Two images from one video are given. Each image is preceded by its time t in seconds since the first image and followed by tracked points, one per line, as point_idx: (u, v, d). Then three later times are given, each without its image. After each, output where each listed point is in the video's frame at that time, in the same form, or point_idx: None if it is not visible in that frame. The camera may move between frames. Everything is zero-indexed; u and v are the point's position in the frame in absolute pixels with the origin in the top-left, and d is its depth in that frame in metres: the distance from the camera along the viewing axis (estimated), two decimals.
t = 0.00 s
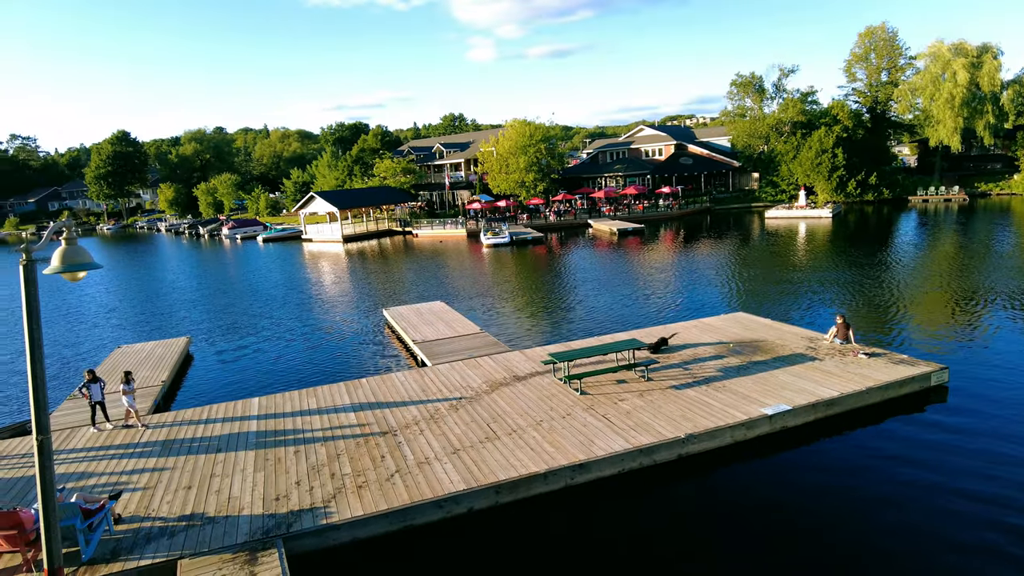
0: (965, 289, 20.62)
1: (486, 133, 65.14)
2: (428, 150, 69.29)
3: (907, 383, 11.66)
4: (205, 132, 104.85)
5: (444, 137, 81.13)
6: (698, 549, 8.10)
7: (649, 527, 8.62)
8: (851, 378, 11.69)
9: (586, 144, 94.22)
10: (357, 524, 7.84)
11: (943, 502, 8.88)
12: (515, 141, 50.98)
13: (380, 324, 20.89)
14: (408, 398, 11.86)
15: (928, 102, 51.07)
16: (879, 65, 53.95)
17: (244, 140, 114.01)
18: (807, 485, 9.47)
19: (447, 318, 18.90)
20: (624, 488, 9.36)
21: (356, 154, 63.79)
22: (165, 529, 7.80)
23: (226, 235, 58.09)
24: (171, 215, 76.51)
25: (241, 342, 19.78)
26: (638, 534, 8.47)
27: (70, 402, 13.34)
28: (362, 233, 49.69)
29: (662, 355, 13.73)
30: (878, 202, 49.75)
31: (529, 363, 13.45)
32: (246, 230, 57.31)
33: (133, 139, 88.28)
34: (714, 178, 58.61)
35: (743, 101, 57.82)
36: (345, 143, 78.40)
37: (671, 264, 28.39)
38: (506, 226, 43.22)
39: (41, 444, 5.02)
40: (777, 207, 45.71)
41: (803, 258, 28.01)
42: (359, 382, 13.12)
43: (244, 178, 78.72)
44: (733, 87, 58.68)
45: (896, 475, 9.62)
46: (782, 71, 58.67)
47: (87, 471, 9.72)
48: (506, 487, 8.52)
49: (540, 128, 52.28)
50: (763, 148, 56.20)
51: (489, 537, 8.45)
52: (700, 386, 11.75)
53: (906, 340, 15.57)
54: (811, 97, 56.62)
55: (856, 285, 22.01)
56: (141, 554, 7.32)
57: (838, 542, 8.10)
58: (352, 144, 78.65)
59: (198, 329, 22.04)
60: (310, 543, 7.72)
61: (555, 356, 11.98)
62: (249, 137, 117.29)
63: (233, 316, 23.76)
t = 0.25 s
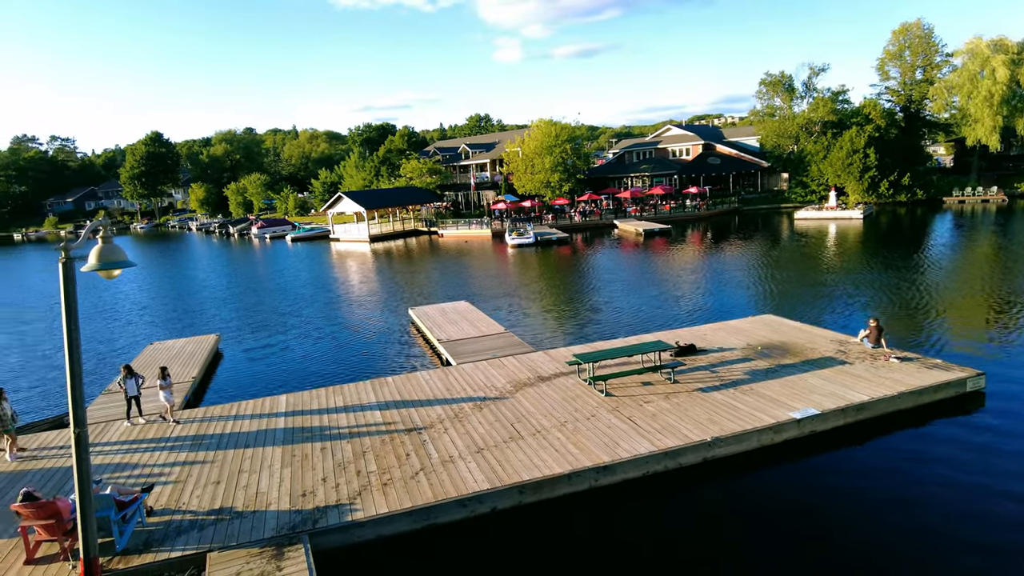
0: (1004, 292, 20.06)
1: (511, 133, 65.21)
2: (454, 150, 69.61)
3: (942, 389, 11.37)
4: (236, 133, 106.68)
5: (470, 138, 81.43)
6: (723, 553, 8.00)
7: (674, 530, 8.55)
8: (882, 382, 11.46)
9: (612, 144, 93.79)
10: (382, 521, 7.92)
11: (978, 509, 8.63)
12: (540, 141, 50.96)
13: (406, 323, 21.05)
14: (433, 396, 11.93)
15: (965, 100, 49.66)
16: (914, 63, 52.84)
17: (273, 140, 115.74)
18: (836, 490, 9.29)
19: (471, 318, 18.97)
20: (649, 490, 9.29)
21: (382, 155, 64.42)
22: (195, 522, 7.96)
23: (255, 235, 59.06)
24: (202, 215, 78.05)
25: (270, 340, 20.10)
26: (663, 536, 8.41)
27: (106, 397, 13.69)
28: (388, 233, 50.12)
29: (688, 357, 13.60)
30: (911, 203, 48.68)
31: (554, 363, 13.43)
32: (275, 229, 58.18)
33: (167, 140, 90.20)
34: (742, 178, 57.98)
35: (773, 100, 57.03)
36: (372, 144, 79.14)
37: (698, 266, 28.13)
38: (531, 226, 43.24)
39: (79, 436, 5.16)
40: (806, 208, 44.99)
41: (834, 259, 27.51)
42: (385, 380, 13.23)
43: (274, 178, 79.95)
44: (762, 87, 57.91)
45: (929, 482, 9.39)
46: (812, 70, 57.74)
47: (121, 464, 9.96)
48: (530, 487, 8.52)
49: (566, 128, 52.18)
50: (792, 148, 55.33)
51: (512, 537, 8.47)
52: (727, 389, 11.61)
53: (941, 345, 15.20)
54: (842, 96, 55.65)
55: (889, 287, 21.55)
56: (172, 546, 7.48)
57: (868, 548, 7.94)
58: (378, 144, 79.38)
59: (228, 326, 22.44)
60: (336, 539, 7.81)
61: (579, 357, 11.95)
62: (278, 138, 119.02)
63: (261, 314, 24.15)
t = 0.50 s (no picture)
0: None
1: (537, 133, 65.19)
2: (480, 150, 69.80)
3: (977, 395, 11.07)
4: (265, 134, 108.30)
5: (495, 138, 81.58)
6: (750, 558, 7.88)
7: (699, 534, 8.44)
8: (914, 387, 11.19)
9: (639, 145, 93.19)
10: (406, 520, 7.96)
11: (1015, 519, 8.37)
12: (566, 141, 50.84)
13: (431, 323, 21.16)
14: (457, 396, 11.97)
15: (1005, 97, 47.88)
16: (950, 59, 51.64)
17: (301, 141, 117.23)
18: (867, 497, 9.09)
19: (496, 318, 19.00)
20: (674, 493, 9.19)
21: (408, 155, 64.94)
22: (223, 517, 8.10)
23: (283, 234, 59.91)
24: (232, 215, 79.45)
25: (297, 339, 20.37)
26: (689, 540, 8.31)
27: (139, 392, 14.00)
28: (414, 233, 50.44)
29: (714, 360, 13.45)
30: (946, 203, 47.49)
31: (578, 364, 13.38)
32: (303, 229, 58.94)
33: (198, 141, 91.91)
34: (771, 178, 57.33)
35: (802, 99, 56.14)
36: (398, 145, 79.76)
37: (725, 267, 27.79)
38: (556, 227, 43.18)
39: (113, 432, 5.27)
40: (836, 209, 44.15)
41: (866, 261, 26.95)
42: (410, 379, 13.31)
43: (301, 179, 81.05)
44: (792, 85, 57.04)
45: (963, 490, 9.14)
46: (844, 68, 56.71)
47: (152, 458, 10.17)
48: (554, 488, 8.50)
49: (591, 128, 51.96)
50: (822, 148, 54.33)
51: (536, 537, 8.45)
52: (754, 393, 11.45)
53: (977, 349, 14.80)
54: (874, 95, 54.57)
55: (923, 290, 21.05)
56: (201, 539, 7.62)
57: (899, 557, 7.75)
58: (405, 145, 79.97)
59: (257, 325, 22.80)
60: (361, 536, 7.86)
61: (604, 358, 11.89)
62: (306, 139, 120.55)
63: (289, 313, 24.49)
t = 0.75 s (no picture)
0: None
1: (561, 133, 65.04)
2: (504, 151, 69.89)
3: (1013, 400, 10.74)
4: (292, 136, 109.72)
5: (519, 138, 81.61)
6: (776, 563, 7.76)
7: (724, 538, 8.34)
8: (947, 392, 10.91)
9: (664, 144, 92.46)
10: (429, 518, 8.00)
11: None
12: (590, 141, 50.65)
13: (454, 323, 21.24)
14: (480, 396, 11.99)
15: None
16: (987, 55, 50.26)
17: (327, 142, 118.51)
18: (897, 503, 8.88)
19: (519, 318, 19.00)
20: (698, 496, 9.09)
21: (433, 156, 65.33)
22: (250, 513, 8.21)
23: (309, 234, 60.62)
24: (260, 215, 80.61)
25: (323, 337, 20.60)
26: (714, 544, 8.22)
27: (169, 388, 14.28)
28: (438, 233, 50.68)
29: (740, 362, 13.27)
30: (982, 204, 46.25)
31: (602, 365, 13.31)
32: (329, 229, 59.59)
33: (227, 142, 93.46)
34: (799, 178, 56.56)
35: (832, 98, 55.18)
36: (423, 145, 80.21)
37: (751, 268, 27.43)
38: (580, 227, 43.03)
39: (144, 427, 5.38)
40: (866, 209, 43.29)
41: (898, 263, 26.37)
42: (434, 379, 13.37)
43: (328, 179, 81.98)
44: (821, 84, 56.11)
45: (998, 498, 8.88)
46: (875, 65, 55.60)
47: (181, 454, 10.36)
48: (578, 489, 8.46)
49: (616, 128, 51.67)
50: (852, 147, 53.25)
51: (559, 538, 8.42)
52: (781, 395, 11.28)
53: (1014, 354, 14.38)
54: (907, 92, 53.36)
55: (957, 292, 20.53)
56: (228, 534, 7.74)
57: (930, 566, 7.56)
58: (429, 145, 80.41)
59: (284, 323, 23.09)
60: (385, 534, 7.91)
61: (628, 360, 11.81)
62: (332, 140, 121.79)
63: (315, 312, 24.78)
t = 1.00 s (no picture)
0: None
1: (585, 133, 64.83)
2: (528, 151, 69.87)
3: None
4: (318, 136, 110.93)
5: (543, 138, 81.52)
6: (803, 568, 7.64)
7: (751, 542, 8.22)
8: (981, 397, 10.63)
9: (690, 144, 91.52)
10: (453, 516, 8.03)
11: None
12: (615, 141, 50.42)
13: (478, 322, 21.28)
14: (503, 395, 12.00)
15: None
16: None
17: (353, 143, 119.58)
18: (928, 510, 8.67)
19: (543, 318, 18.96)
20: (723, 499, 8.99)
21: (457, 156, 65.60)
22: (275, 508, 8.32)
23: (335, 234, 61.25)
24: (286, 214, 81.65)
25: (347, 336, 20.79)
26: (739, 547, 8.11)
27: (198, 385, 14.53)
28: (461, 233, 50.84)
29: (767, 364, 13.08)
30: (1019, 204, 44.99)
31: (626, 367, 13.23)
32: (355, 229, 60.15)
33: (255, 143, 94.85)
34: (827, 178, 55.72)
35: (862, 96, 54.18)
36: (447, 146, 80.60)
37: (778, 269, 27.04)
38: (604, 227, 42.85)
39: (174, 422, 5.46)
40: (897, 210, 42.39)
41: (931, 264, 25.79)
42: (457, 377, 13.41)
43: (354, 180, 82.81)
44: (851, 82, 55.14)
45: None
46: (907, 63, 54.44)
47: (209, 449, 10.53)
48: (601, 490, 8.42)
49: (641, 127, 51.31)
50: (883, 146, 52.16)
51: (582, 539, 8.39)
52: (809, 399, 11.09)
53: None
54: (940, 90, 52.12)
55: (993, 295, 19.99)
56: (255, 529, 7.85)
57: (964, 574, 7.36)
58: (453, 146, 80.71)
59: (309, 322, 23.37)
60: (409, 532, 7.96)
61: (653, 361, 11.73)
62: (358, 141, 122.89)
63: (340, 311, 25.01)
